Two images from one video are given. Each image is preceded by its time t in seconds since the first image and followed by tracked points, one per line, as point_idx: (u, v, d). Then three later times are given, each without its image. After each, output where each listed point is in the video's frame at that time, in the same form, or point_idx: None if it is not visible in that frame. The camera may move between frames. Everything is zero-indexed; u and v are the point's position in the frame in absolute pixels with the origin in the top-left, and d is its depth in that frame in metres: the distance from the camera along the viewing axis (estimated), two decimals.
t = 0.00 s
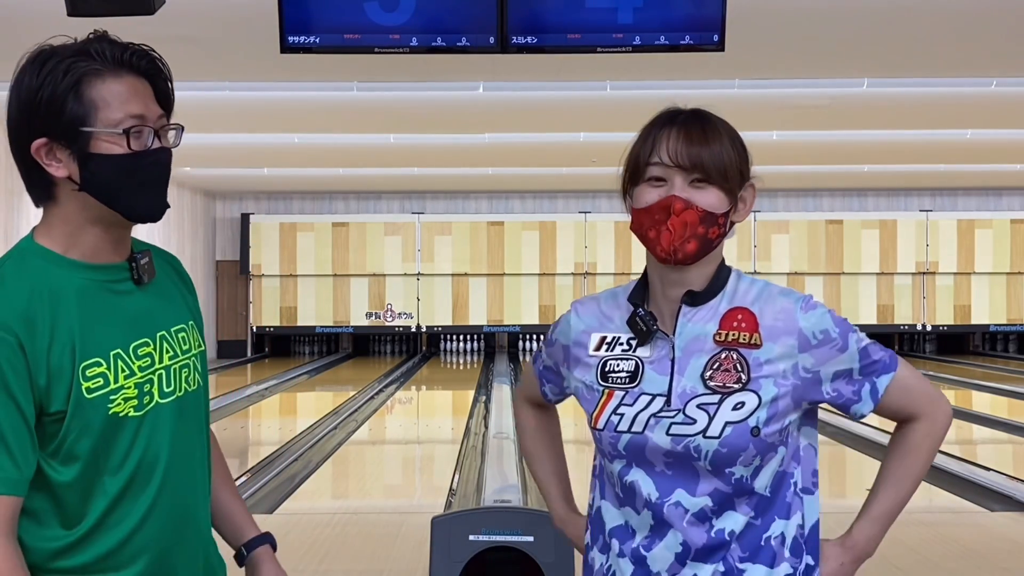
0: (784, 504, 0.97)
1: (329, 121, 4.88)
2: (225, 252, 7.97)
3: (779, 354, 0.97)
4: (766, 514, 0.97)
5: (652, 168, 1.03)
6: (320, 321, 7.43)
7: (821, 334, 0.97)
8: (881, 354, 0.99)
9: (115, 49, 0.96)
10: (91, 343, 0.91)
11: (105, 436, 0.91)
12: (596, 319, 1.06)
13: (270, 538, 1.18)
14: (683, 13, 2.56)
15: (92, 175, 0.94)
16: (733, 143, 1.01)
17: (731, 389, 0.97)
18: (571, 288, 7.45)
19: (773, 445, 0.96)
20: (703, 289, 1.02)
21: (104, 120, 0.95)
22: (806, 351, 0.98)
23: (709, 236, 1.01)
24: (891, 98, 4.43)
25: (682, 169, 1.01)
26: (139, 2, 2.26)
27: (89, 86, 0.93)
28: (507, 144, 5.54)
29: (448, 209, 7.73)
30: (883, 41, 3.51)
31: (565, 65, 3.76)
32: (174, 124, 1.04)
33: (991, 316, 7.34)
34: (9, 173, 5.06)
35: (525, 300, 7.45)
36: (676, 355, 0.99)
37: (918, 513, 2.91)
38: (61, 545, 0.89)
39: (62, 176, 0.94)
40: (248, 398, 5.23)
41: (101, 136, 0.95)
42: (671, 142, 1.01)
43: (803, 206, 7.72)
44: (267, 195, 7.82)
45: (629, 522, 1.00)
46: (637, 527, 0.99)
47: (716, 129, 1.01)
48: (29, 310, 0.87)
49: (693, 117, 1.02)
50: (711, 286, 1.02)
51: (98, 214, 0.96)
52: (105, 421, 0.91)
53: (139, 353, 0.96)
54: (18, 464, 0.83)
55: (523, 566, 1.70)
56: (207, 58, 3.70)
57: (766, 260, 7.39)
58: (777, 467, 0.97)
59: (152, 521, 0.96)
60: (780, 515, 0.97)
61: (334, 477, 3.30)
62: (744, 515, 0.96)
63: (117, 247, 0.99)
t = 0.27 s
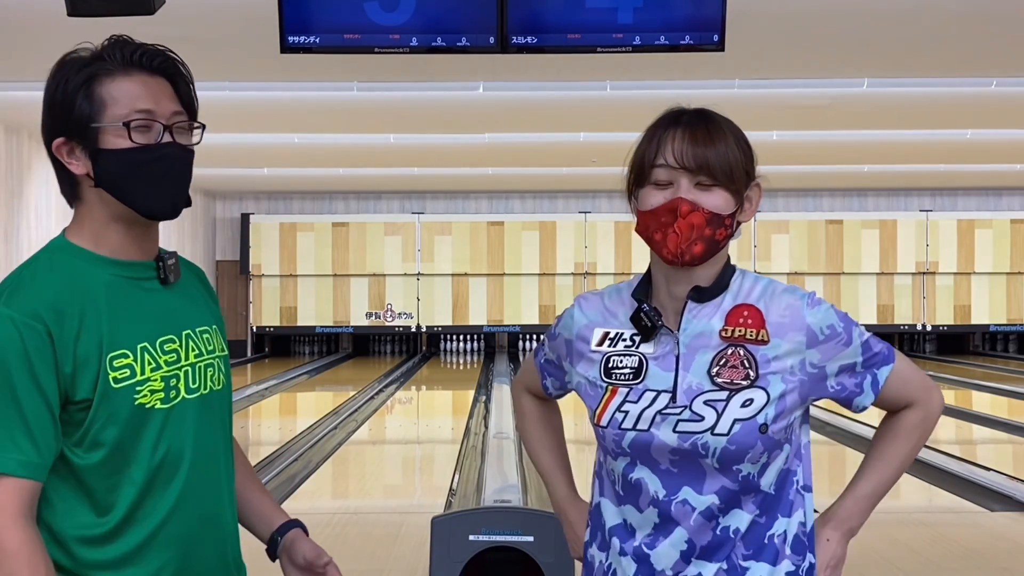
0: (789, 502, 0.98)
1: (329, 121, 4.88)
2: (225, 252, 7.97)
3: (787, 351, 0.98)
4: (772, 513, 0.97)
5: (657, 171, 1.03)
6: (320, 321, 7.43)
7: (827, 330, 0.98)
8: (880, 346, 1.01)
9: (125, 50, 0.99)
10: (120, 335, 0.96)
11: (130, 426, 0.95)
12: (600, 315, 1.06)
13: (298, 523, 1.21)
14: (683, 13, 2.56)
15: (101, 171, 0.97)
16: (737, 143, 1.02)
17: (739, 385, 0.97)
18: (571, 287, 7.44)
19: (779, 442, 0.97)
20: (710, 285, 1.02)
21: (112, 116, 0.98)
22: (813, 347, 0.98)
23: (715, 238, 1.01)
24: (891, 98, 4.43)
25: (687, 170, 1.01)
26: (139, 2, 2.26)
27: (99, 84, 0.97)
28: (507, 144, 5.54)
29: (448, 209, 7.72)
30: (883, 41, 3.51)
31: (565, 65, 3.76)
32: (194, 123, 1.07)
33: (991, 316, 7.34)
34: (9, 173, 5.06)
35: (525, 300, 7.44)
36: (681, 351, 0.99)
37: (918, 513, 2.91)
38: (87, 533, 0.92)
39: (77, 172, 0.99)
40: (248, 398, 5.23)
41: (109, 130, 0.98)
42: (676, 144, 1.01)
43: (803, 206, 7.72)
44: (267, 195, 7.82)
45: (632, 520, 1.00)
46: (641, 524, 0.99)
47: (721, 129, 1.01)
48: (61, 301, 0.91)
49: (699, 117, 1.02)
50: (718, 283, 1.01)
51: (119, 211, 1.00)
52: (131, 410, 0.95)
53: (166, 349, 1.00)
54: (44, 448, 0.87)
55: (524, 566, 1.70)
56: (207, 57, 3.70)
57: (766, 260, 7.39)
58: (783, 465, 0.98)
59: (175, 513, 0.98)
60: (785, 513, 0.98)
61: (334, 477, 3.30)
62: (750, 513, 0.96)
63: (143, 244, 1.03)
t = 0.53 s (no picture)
0: (795, 501, 0.98)
1: (329, 121, 4.87)
2: (225, 252, 7.97)
3: (790, 345, 0.98)
4: (779, 512, 0.97)
5: (654, 174, 1.03)
6: (320, 321, 7.43)
7: (830, 324, 0.98)
8: (881, 349, 1.00)
9: (188, 65, 1.03)
10: (173, 326, 1.00)
11: (179, 413, 0.98)
12: (601, 315, 1.06)
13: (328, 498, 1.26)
14: (683, 13, 2.56)
15: (157, 178, 1.01)
16: (734, 141, 1.01)
17: (742, 381, 0.97)
18: (571, 288, 7.45)
19: (785, 439, 0.97)
20: (713, 281, 1.02)
21: (170, 126, 1.02)
22: (816, 341, 0.98)
23: (716, 239, 1.01)
24: (891, 97, 4.42)
25: (685, 172, 1.01)
26: (139, 2, 2.25)
27: (161, 96, 1.01)
28: (507, 144, 5.54)
29: (448, 209, 7.72)
30: (883, 41, 3.51)
31: (565, 65, 3.77)
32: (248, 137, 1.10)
33: (991, 316, 7.34)
34: (8, 173, 5.06)
35: (525, 300, 7.44)
36: (683, 348, 0.99)
37: (919, 513, 2.91)
38: (138, 515, 0.96)
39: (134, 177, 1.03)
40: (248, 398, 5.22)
41: (166, 140, 1.02)
42: (672, 146, 1.01)
43: (803, 206, 7.71)
44: (267, 195, 7.81)
45: (636, 520, 1.00)
46: (646, 525, 0.99)
47: (716, 128, 1.01)
48: (119, 291, 0.95)
49: (694, 118, 1.02)
50: (721, 278, 1.02)
51: (172, 216, 1.04)
52: (181, 398, 0.98)
53: (213, 343, 1.04)
54: (103, 427, 0.91)
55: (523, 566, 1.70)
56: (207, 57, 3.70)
57: (766, 260, 7.39)
58: (789, 461, 0.98)
59: (219, 501, 1.02)
60: (792, 513, 0.98)
61: (334, 477, 3.30)
62: (757, 512, 0.96)
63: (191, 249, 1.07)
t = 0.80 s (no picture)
0: (788, 497, 0.98)
1: (329, 121, 4.87)
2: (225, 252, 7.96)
3: (790, 347, 0.98)
4: (770, 508, 0.97)
5: (655, 177, 1.03)
6: (320, 321, 7.42)
7: (830, 324, 0.98)
8: (895, 338, 0.99)
9: (254, 79, 1.15)
10: (217, 325, 1.09)
11: (218, 407, 1.07)
12: (606, 307, 1.07)
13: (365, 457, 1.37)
14: (682, 13, 2.56)
15: (220, 177, 1.11)
16: (733, 139, 1.01)
17: (739, 379, 0.97)
18: (571, 287, 7.44)
19: (780, 438, 0.96)
20: (714, 278, 1.02)
21: (235, 130, 1.13)
22: (815, 342, 0.98)
23: (720, 240, 1.01)
24: (891, 98, 4.43)
25: (684, 175, 1.01)
26: (140, 2, 2.25)
27: (226, 104, 1.13)
28: (507, 144, 5.54)
29: (448, 209, 7.72)
30: (883, 41, 3.51)
31: (565, 64, 3.76)
32: (302, 147, 1.21)
33: (991, 316, 7.34)
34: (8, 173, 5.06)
35: (525, 300, 7.44)
36: (682, 344, 0.99)
37: (918, 513, 2.91)
38: (174, 499, 1.05)
39: (198, 177, 1.13)
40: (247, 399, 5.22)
41: (231, 144, 1.13)
42: (672, 149, 1.01)
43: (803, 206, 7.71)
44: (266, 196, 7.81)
45: (625, 512, 1.00)
46: (635, 518, 1.00)
47: (713, 126, 1.00)
48: (169, 291, 1.04)
49: (692, 118, 1.01)
50: (724, 275, 1.02)
51: (227, 218, 1.14)
52: (220, 393, 1.07)
53: (252, 344, 1.11)
54: (150, 416, 1.00)
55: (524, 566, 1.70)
56: (206, 57, 3.70)
57: (766, 260, 7.39)
58: (783, 461, 0.97)
59: (248, 494, 1.10)
60: (785, 510, 0.97)
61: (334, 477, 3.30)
62: (748, 510, 0.96)
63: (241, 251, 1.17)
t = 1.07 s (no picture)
0: (781, 517, 0.96)
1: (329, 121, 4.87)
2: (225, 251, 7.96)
3: (788, 362, 0.96)
4: (767, 526, 0.96)
5: (671, 182, 1.03)
6: (320, 321, 7.42)
7: (833, 346, 0.96)
8: (894, 387, 0.97)
9: (282, 91, 1.16)
10: (232, 326, 1.09)
11: (232, 409, 1.07)
12: (610, 304, 1.07)
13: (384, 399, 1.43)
14: (682, 13, 2.56)
15: (240, 185, 1.12)
16: (752, 147, 1.00)
17: (735, 389, 0.96)
18: (571, 287, 7.44)
19: (772, 453, 0.95)
20: (722, 283, 1.02)
21: (258, 140, 1.14)
22: (816, 361, 0.96)
23: (733, 247, 1.01)
24: (891, 97, 4.43)
25: (700, 181, 1.01)
26: (139, 2, 2.25)
27: (252, 114, 1.14)
28: (507, 144, 5.54)
29: (448, 209, 7.71)
30: (883, 41, 3.51)
31: (565, 64, 3.76)
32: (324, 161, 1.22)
33: (991, 316, 7.34)
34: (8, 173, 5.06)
35: (525, 300, 7.44)
36: (684, 347, 0.99)
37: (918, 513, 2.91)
38: (189, 500, 1.05)
39: (219, 184, 1.14)
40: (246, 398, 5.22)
41: (253, 153, 1.14)
42: (689, 155, 1.00)
43: (803, 206, 7.71)
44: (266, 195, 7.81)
45: (614, 511, 1.00)
46: (623, 517, 0.99)
47: (731, 133, 1.00)
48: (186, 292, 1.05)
49: (712, 124, 1.00)
50: (733, 282, 1.01)
51: (246, 224, 1.16)
52: (235, 394, 1.07)
53: (267, 347, 1.12)
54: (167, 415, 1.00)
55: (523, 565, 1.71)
56: (206, 57, 3.70)
57: (766, 260, 7.39)
58: (776, 476, 0.96)
59: (262, 496, 1.10)
60: (775, 528, 0.96)
61: (334, 476, 3.31)
62: (739, 520, 0.96)
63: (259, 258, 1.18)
